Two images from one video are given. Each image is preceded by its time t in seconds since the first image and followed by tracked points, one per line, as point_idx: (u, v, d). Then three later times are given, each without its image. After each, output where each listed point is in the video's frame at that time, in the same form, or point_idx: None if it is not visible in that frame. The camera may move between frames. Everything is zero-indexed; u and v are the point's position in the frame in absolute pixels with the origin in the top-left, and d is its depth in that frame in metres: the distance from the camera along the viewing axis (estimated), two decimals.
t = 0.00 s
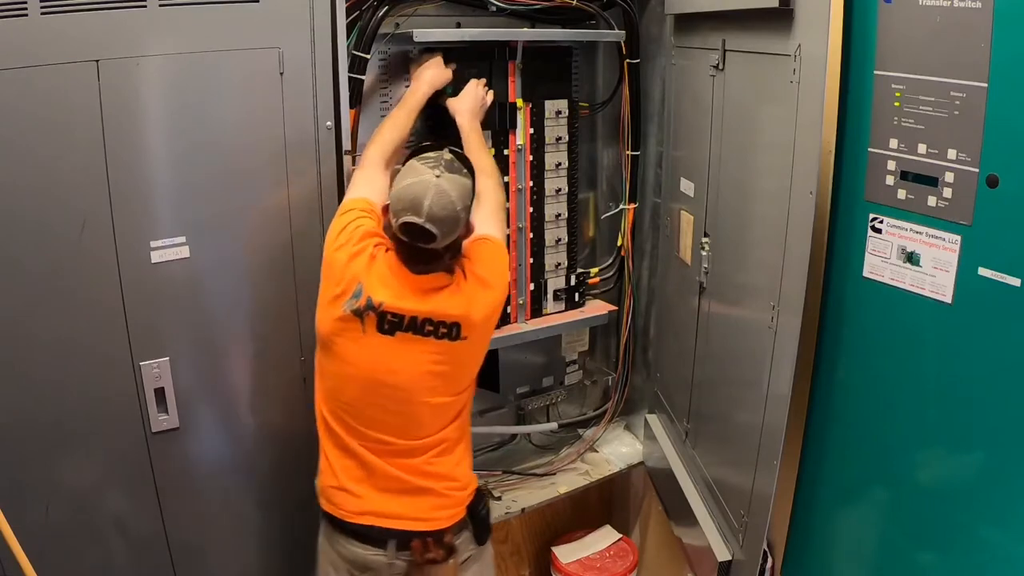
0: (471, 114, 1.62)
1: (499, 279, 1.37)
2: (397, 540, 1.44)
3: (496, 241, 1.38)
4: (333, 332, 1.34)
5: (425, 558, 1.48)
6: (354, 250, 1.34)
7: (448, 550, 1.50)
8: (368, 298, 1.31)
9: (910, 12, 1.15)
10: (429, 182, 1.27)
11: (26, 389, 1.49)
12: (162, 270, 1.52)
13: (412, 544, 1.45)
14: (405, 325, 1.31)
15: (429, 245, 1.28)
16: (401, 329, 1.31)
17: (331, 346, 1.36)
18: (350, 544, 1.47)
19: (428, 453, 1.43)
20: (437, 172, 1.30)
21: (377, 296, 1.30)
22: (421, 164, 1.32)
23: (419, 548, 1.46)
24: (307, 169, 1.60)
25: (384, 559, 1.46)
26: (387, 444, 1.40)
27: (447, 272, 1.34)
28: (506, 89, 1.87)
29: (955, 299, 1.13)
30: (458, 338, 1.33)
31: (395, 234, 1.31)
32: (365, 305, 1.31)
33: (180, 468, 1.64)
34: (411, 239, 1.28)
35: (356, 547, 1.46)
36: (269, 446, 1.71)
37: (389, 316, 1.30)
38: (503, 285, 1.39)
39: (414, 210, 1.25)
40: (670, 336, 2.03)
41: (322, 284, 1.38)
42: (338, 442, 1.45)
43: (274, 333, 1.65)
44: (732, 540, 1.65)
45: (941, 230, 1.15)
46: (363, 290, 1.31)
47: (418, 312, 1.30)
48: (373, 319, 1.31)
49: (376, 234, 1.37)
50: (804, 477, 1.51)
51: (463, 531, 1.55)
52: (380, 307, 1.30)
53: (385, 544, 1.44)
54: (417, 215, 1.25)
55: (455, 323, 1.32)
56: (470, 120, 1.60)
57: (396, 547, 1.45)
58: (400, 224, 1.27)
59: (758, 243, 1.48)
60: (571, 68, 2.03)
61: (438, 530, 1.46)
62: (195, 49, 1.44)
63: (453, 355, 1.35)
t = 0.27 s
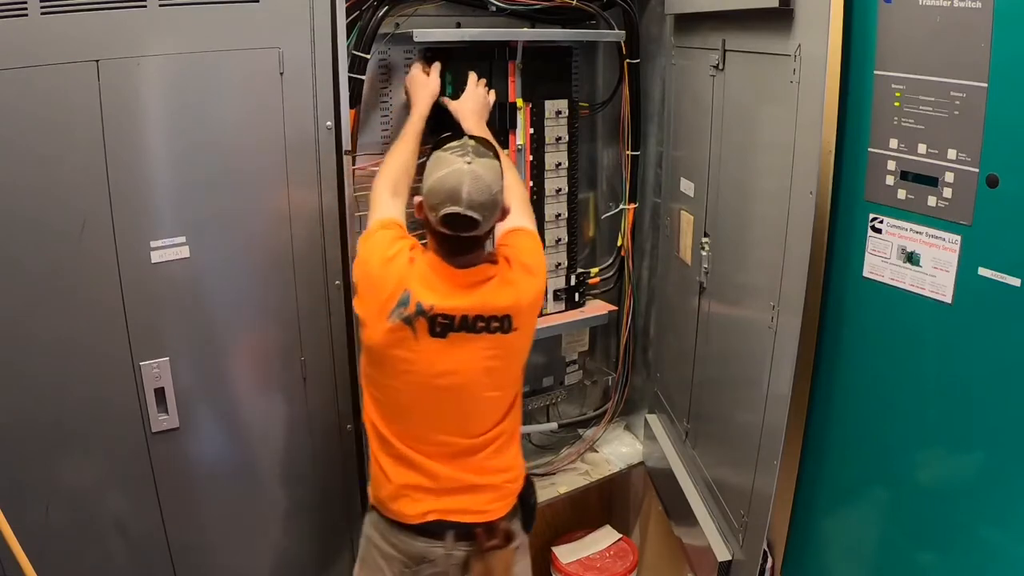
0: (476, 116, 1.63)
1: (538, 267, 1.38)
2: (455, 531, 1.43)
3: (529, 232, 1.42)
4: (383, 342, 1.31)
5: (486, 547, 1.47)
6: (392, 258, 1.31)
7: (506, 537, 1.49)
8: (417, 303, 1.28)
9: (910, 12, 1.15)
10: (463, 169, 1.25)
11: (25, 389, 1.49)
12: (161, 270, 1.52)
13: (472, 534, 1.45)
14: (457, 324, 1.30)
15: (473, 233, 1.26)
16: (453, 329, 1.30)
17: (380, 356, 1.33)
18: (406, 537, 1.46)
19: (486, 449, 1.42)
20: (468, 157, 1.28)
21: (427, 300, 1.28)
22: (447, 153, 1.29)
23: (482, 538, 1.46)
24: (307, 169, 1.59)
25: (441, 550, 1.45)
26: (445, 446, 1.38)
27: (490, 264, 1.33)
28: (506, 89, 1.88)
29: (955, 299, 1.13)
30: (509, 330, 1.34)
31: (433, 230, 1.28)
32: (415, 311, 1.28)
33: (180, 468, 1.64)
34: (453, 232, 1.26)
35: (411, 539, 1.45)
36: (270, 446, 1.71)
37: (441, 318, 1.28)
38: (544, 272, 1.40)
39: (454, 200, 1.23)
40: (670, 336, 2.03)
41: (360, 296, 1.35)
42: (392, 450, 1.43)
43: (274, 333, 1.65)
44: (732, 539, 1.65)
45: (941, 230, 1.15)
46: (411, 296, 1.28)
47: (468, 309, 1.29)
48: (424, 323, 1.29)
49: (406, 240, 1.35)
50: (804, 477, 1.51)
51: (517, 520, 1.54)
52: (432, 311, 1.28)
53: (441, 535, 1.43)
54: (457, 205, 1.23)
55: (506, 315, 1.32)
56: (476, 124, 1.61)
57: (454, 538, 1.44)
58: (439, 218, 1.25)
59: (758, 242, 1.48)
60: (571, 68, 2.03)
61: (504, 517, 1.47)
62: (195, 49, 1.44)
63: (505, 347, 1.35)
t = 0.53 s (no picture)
0: (480, 115, 1.57)
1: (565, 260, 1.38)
2: (489, 525, 1.43)
3: (552, 226, 1.39)
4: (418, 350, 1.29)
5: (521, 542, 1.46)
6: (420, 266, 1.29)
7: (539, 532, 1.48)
8: (452, 307, 1.26)
9: (911, 12, 1.15)
10: (466, 167, 1.25)
11: (25, 389, 1.49)
12: (162, 270, 1.52)
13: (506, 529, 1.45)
14: (492, 325, 1.29)
15: (491, 227, 1.26)
16: (488, 330, 1.29)
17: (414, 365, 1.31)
18: (439, 535, 1.45)
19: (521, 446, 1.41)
20: (467, 156, 1.28)
21: (461, 302, 1.26)
22: (444, 157, 1.30)
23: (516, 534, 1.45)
24: (307, 169, 1.59)
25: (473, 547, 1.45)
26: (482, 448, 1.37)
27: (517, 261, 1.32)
28: (506, 89, 1.87)
29: (955, 299, 1.13)
30: (541, 325, 1.34)
31: (450, 234, 1.28)
32: (450, 315, 1.27)
33: (180, 468, 1.64)
34: (473, 230, 1.25)
35: (444, 537, 1.45)
36: (270, 447, 1.71)
37: (476, 320, 1.27)
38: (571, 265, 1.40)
39: (466, 199, 1.23)
40: (670, 336, 2.03)
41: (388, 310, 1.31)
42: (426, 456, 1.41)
43: (274, 333, 1.65)
44: (732, 539, 1.65)
45: (941, 230, 1.15)
46: (444, 300, 1.26)
47: (502, 307, 1.28)
48: (459, 327, 1.27)
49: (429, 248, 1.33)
50: (804, 477, 1.51)
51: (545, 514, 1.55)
52: (467, 313, 1.27)
53: (475, 531, 1.43)
54: (470, 203, 1.23)
55: (538, 310, 1.32)
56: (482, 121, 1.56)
57: (487, 534, 1.44)
58: (456, 220, 1.24)
59: (758, 242, 1.48)
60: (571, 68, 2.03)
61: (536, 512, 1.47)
62: (195, 49, 1.44)
63: (539, 342, 1.35)
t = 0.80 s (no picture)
0: (481, 110, 1.51)
1: (556, 250, 1.36)
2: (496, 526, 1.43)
3: (548, 215, 1.39)
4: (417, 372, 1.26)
5: (527, 545, 1.44)
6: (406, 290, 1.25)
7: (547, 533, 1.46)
8: (446, 319, 1.24)
9: (911, 12, 1.15)
10: (423, 173, 1.20)
11: (24, 389, 1.49)
12: (162, 270, 1.52)
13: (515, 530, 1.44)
14: (489, 329, 1.27)
15: (464, 225, 1.23)
16: (486, 335, 1.27)
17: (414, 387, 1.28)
18: (448, 536, 1.45)
19: (528, 444, 1.41)
20: (422, 160, 1.23)
21: (454, 313, 1.24)
22: (400, 165, 1.25)
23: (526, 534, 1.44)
24: (307, 169, 1.59)
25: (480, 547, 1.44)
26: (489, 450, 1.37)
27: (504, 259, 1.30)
28: (506, 89, 1.87)
29: (955, 299, 1.13)
30: (536, 320, 1.32)
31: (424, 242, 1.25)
32: (445, 328, 1.24)
33: (180, 468, 1.64)
34: (448, 233, 1.22)
35: (451, 536, 1.45)
36: (270, 447, 1.71)
37: (472, 327, 1.25)
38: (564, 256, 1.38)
39: (432, 205, 1.19)
40: (670, 336, 2.03)
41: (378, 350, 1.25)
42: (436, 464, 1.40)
43: (274, 334, 1.65)
44: (732, 539, 1.65)
45: (941, 230, 1.15)
46: (436, 315, 1.24)
47: (496, 309, 1.27)
48: (458, 337, 1.25)
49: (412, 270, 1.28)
50: (804, 477, 1.51)
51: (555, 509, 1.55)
52: (461, 322, 1.25)
53: (482, 532, 1.43)
54: (436, 210, 1.19)
55: (531, 306, 1.31)
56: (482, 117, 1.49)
57: (494, 534, 1.44)
58: (429, 228, 1.21)
59: (758, 242, 1.48)
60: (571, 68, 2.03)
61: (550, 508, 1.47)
62: (195, 49, 1.44)
63: (536, 339, 1.33)
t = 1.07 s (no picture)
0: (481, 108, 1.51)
1: (525, 245, 1.33)
2: (488, 532, 1.42)
3: (530, 213, 1.36)
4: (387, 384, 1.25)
5: (517, 550, 1.43)
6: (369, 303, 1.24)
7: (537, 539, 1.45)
8: (411, 327, 1.23)
9: (910, 12, 1.15)
10: (373, 180, 1.19)
11: (24, 389, 1.49)
12: (162, 270, 1.52)
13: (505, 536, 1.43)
14: (455, 332, 1.25)
15: (416, 228, 1.21)
16: (454, 337, 1.25)
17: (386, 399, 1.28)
18: (439, 542, 1.46)
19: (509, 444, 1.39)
20: (375, 167, 1.22)
21: (418, 320, 1.23)
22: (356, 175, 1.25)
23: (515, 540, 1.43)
24: (307, 169, 1.59)
25: (471, 553, 1.44)
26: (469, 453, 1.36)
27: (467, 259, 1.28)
28: (506, 89, 1.87)
29: (955, 299, 1.13)
30: (503, 317, 1.30)
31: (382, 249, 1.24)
32: (411, 336, 1.23)
33: (180, 468, 1.64)
34: (402, 237, 1.21)
35: (441, 542, 1.45)
36: (270, 447, 1.71)
37: (438, 331, 1.24)
38: (535, 249, 1.35)
39: (382, 211, 1.18)
40: (670, 336, 2.03)
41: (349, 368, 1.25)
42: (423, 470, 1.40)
43: (274, 334, 1.65)
44: (732, 539, 1.65)
45: (941, 230, 1.15)
46: (401, 324, 1.22)
47: (461, 310, 1.25)
48: (425, 344, 1.23)
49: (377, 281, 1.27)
50: (804, 477, 1.51)
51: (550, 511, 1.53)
52: (427, 328, 1.23)
53: (474, 537, 1.43)
54: (386, 216, 1.18)
55: (496, 304, 1.28)
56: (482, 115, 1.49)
57: (485, 540, 1.43)
58: (382, 234, 1.21)
59: (758, 242, 1.48)
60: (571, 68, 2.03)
61: (540, 510, 1.46)
62: (195, 49, 1.44)
63: (506, 336, 1.31)
